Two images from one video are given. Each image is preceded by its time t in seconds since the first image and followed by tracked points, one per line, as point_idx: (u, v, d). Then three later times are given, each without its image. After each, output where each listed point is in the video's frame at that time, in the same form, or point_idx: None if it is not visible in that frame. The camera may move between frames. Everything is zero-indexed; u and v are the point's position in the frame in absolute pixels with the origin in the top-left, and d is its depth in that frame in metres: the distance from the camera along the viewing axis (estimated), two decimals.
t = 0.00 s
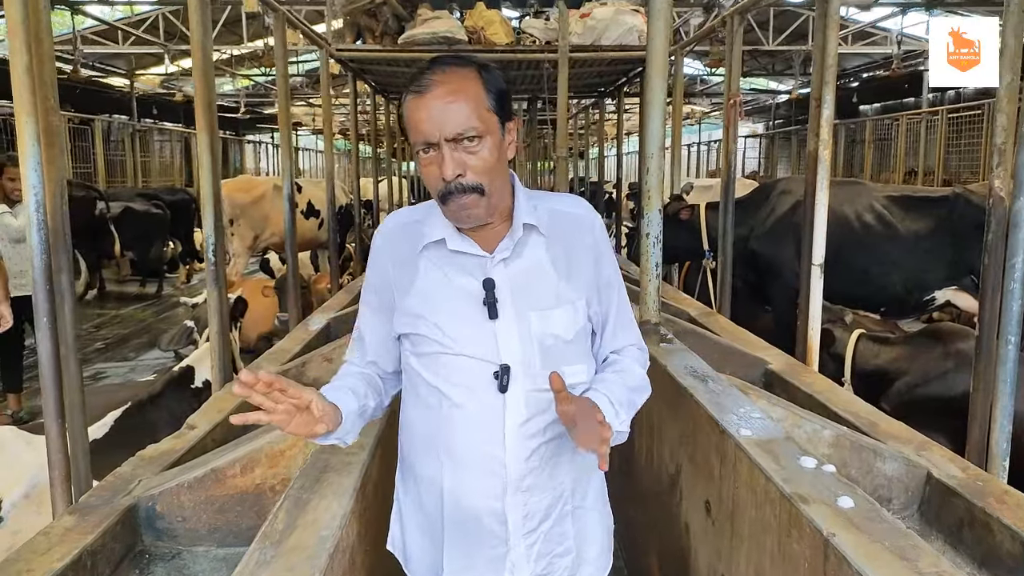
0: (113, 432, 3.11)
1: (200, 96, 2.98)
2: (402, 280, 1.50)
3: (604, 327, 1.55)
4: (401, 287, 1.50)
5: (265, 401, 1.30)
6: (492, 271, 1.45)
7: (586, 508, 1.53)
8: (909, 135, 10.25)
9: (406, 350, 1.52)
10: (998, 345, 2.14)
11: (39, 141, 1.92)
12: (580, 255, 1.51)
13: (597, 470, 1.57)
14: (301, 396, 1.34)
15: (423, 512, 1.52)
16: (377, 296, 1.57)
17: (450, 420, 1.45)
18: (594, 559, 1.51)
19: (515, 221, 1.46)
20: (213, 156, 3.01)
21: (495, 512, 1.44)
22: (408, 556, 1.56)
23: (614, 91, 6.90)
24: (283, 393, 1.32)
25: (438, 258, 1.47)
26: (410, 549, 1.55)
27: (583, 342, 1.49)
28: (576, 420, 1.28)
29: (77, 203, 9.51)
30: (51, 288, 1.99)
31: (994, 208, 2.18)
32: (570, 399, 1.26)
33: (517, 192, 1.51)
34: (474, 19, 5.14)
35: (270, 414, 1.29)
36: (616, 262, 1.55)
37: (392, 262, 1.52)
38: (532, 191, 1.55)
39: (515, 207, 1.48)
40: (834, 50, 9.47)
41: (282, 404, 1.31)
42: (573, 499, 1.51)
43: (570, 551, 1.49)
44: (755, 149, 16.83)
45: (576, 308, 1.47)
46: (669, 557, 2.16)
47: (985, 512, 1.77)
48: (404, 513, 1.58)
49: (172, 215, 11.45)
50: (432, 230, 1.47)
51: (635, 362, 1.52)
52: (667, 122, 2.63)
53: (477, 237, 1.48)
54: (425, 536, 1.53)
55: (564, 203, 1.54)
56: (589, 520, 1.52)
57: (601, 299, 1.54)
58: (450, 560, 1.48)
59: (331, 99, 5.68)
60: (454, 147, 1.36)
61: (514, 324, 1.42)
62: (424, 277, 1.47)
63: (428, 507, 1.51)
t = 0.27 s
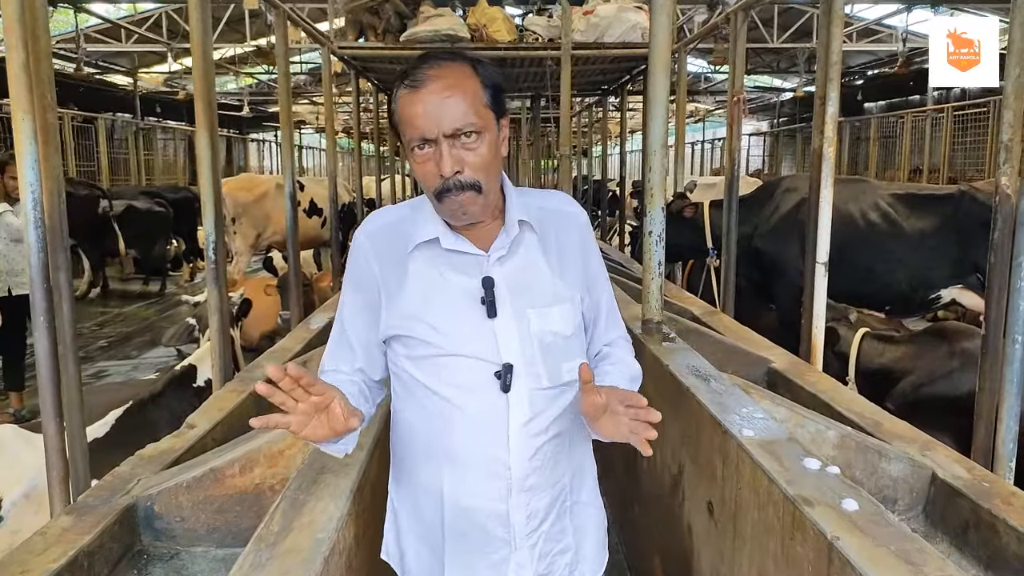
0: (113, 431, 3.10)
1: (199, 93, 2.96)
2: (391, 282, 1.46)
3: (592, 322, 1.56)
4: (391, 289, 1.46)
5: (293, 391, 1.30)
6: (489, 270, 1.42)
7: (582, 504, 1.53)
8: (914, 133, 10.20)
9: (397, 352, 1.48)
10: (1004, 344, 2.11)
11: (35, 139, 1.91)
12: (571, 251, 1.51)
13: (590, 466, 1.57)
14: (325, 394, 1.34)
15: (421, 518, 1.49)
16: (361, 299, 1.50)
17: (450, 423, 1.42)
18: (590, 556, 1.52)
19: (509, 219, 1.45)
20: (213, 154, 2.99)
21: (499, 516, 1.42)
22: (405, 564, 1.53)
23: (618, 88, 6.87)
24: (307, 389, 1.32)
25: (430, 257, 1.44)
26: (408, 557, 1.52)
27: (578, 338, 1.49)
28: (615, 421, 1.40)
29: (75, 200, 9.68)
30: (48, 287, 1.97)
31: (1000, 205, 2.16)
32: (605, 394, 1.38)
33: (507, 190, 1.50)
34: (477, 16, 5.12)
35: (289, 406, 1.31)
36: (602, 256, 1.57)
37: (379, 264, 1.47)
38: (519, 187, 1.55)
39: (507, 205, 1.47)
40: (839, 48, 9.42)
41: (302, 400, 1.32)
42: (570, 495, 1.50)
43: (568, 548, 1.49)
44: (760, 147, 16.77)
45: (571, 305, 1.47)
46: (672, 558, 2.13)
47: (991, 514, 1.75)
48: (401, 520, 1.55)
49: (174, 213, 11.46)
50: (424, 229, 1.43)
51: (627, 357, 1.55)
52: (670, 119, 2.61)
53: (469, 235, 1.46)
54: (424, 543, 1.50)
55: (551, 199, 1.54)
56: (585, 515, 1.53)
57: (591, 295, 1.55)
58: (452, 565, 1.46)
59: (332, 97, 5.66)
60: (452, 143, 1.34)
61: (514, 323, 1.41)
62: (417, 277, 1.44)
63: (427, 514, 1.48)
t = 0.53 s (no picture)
0: (112, 430, 3.08)
1: (199, 91, 2.95)
2: (381, 283, 1.40)
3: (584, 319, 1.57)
4: (382, 292, 1.40)
5: (342, 381, 1.26)
6: (487, 270, 1.40)
7: (579, 503, 1.52)
8: (918, 132, 10.16)
9: (389, 356, 1.43)
10: (1009, 345, 2.09)
11: (31, 137, 1.90)
12: (561, 248, 1.51)
13: (584, 464, 1.56)
14: (369, 385, 1.30)
15: (418, 524, 1.46)
16: (345, 303, 1.41)
17: (450, 426, 1.39)
18: (588, 552, 1.52)
19: (504, 217, 1.44)
20: (212, 152, 2.98)
21: (502, 517, 1.40)
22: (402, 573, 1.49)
23: (620, 87, 6.85)
24: (355, 379, 1.28)
25: (424, 257, 1.40)
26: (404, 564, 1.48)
27: (574, 336, 1.48)
28: (664, 394, 1.47)
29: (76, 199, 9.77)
30: (45, 286, 1.96)
31: (1005, 204, 2.13)
32: (654, 365, 1.48)
33: (499, 187, 1.49)
34: (478, 14, 5.10)
35: (335, 398, 1.26)
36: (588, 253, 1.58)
37: (368, 265, 1.40)
38: (507, 184, 1.54)
39: (501, 203, 1.46)
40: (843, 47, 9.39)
41: (348, 391, 1.27)
42: (568, 494, 1.50)
43: (568, 547, 1.48)
44: (763, 146, 16.73)
45: (566, 302, 1.46)
46: (673, 559, 2.12)
47: (995, 516, 1.73)
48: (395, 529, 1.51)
49: (177, 212, 11.48)
50: (417, 229, 1.39)
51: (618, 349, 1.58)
52: (672, 117, 2.58)
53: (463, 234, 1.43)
54: (423, 552, 1.46)
55: (540, 197, 1.54)
56: (582, 513, 1.52)
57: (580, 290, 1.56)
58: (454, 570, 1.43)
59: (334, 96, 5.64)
60: (450, 140, 1.32)
61: (515, 322, 1.39)
62: (411, 278, 1.39)
63: (426, 521, 1.45)
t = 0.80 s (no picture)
0: (109, 432, 3.07)
1: (198, 92, 2.93)
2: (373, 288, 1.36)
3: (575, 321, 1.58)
4: (374, 296, 1.36)
5: (359, 367, 1.16)
6: (483, 273, 1.39)
7: (572, 504, 1.52)
8: (920, 133, 10.13)
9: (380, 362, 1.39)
10: (1010, 346, 2.08)
11: (26, 137, 1.88)
12: (550, 250, 1.52)
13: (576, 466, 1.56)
14: (383, 374, 1.20)
15: (415, 532, 1.41)
16: (332, 308, 1.35)
17: (448, 431, 1.37)
18: (583, 552, 1.52)
19: (497, 220, 1.43)
20: (211, 152, 2.97)
21: (502, 522, 1.38)
22: None
23: (622, 88, 6.83)
24: (370, 366, 1.18)
25: (417, 261, 1.37)
26: None
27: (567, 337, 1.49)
28: (676, 366, 1.43)
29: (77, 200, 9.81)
30: (39, 287, 1.95)
31: (1007, 205, 2.12)
32: (664, 337, 1.44)
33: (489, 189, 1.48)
34: (479, 15, 5.09)
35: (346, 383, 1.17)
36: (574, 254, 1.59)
37: (360, 269, 1.36)
38: (495, 185, 1.54)
39: (493, 206, 1.45)
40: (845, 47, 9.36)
41: (361, 377, 1.18)
42: (562, 495, 1.50)
43: (563, 549, 1.48)
44: (764, 146, 16.70)
45: (559, 304, 1.47)
46: (672, 561, 2.10)
47: (995, 519, 1.71)
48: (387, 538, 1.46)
49: (178, 213, 11.47)
50: (410, 232, 1.36)
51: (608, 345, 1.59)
52: (671, 117, 2.57)
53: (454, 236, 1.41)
54: (419, 562, 1.42)
55: (527, 199, 1.55)
56: (575, 514, 1.52)
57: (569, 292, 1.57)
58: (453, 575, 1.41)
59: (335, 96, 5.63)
60: (441, 146, 1.31)
61: (512, 324, 1.38)
62: (404, 282, 1.36)
63: (422, 529, 1.41)
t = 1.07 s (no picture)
0: (108, 431, 3.07)
1: (195, 90, 2.92)
2: (361, 289, 1.34)
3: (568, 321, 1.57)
4: (365, 298, 1.34)
5: (367, 404, 1.12)
6: (474, 273, 1.37)
7: (565, 505, 1.52)
8: (922, 131, 10.10)
9: (371, 365, 1.37)
10: (1011, 345, 2.07)
11: (21, 136, 1.88)
12: (542, 248, 1.51)
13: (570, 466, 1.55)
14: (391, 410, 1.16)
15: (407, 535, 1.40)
16: (322, 311, 1.34)
17: (442, 433, 1.35)
18: (578, 552, 1.52)
19: (488, 219, 1.42)
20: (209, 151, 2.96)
21: (496, 524, 1.38)
22: None
23: (623, 86, 6.82)
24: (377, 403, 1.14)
25: (408, 261, 1.35)
26: None
27: (560, 337, 1.48)
28: (680, 387, 1.39)
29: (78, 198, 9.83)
30: (34, 286, 1.95)
31: (1008, 204, 2.10)
32: (672, 358, 1.41)
33: (479, 187, 1.48)
34: (478, 12, 5.08)
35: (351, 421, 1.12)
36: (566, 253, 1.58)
37: (348, 270, 1.34)
38: (486, 183, 1.53)
39: (484, 205, 1.44)
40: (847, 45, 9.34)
41: (367, 416, 1.14)
42: (556, 496, 1.49)
43: (557, 549, 1.47)
44: (766, 144, 16.67)
45: (551, 304, 1.46)
46: (670, 560, 2.09)
47: (995, 519, 1.70)
48: (380, 541, 1.45)
49: (179, 211, 11.47)
50: (399, 231, 1.34)
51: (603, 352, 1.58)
52: (671, 115, 2.55)
53: (445, 236, 1.40)
54: (414, 565, 1.41)
55: (519, 197, 1.55)
56: (569, 514, 1.52)
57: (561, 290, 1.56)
58: None
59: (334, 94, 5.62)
60: (419, 138, 1.30)
61: (504, 325, 1.37)
62: (394, 284, 1.34)
63: (415, 531, 1.40)
